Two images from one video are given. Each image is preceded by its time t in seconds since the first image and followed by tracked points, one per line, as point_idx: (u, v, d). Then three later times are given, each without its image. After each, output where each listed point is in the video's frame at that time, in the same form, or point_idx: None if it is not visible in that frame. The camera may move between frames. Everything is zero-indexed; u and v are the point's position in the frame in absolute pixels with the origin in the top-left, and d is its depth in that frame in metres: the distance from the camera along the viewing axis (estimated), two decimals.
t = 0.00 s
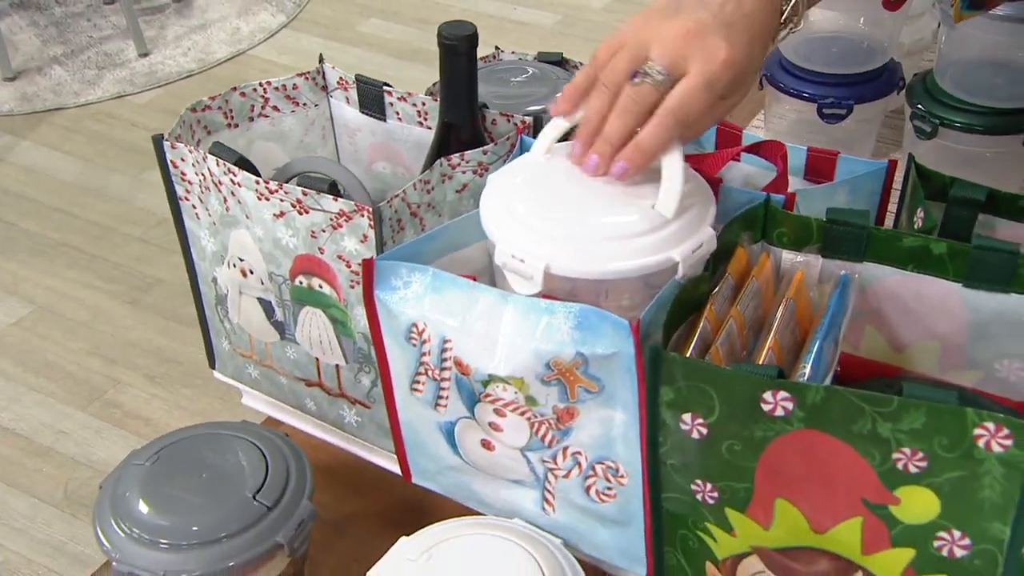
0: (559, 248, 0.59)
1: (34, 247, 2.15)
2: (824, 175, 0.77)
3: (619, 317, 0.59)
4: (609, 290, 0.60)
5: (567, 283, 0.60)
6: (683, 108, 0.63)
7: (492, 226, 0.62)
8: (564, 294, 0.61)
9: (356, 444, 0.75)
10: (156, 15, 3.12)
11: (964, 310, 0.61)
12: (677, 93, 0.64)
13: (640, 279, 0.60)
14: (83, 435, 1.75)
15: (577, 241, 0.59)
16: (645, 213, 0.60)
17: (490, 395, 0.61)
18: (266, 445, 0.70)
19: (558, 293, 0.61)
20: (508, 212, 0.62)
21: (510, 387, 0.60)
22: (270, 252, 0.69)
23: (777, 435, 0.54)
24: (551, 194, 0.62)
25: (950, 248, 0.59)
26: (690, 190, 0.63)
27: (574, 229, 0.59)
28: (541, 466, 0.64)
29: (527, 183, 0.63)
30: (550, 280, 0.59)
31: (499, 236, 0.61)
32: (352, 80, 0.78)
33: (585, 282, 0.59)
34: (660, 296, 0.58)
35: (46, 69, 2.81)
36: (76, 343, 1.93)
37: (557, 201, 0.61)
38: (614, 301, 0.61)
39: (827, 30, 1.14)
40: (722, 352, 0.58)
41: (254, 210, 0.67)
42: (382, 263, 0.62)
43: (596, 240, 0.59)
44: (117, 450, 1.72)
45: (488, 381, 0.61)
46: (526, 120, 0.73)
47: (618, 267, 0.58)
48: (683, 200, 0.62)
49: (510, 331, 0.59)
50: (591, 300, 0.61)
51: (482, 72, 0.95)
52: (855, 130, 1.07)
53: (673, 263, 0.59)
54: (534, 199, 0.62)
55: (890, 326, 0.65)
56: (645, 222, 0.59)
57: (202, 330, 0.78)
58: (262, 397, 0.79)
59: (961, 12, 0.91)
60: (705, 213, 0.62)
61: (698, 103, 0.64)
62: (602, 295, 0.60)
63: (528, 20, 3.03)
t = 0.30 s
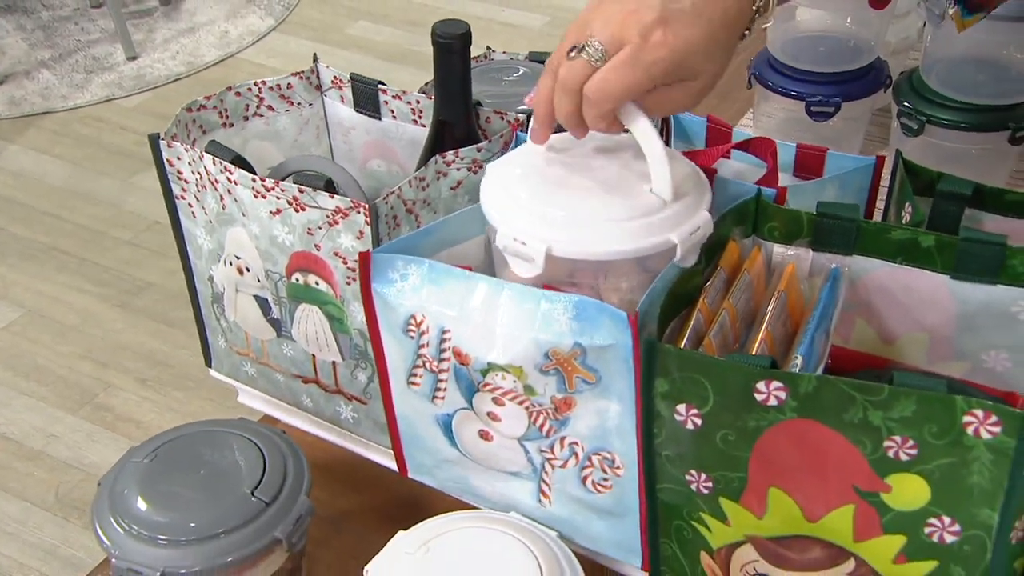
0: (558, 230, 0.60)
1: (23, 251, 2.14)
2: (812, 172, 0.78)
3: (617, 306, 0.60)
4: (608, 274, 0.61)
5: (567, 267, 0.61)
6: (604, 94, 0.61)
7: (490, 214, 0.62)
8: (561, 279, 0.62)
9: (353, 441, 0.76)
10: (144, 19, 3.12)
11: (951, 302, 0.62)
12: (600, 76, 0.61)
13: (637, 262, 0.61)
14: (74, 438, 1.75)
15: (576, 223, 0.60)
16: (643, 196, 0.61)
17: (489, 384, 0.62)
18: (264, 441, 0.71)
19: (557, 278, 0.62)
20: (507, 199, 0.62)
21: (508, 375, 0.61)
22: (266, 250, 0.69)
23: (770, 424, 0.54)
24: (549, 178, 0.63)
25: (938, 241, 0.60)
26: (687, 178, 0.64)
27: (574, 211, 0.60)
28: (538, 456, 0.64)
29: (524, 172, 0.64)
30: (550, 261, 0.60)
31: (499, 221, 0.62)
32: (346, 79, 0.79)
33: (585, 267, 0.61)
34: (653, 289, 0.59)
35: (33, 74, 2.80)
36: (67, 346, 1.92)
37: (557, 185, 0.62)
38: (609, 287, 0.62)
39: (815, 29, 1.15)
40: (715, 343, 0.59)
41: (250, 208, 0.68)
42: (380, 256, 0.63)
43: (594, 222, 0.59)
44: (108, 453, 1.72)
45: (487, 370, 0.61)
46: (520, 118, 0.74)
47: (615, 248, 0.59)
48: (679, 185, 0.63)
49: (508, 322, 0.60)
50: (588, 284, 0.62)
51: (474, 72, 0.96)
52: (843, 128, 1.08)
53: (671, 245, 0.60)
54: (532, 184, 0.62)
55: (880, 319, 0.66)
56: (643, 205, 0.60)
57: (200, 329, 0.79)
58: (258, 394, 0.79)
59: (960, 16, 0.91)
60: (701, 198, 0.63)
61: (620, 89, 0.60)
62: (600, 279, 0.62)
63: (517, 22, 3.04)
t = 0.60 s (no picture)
0: (562, 141, 0.58)
1: (21, 253, 2.14)
2: (809, 168, 0.78)
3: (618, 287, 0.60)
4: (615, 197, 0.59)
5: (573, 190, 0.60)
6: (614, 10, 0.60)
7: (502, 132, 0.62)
8: (569, 202, 0.61)
9: (350, 437, 0.76)
10: (142, 20, 3.12)
11: (948, 296, 0.62)
12: None
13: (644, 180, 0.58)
14: (72, 439, 1.75)
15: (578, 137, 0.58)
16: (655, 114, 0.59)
17: (489, 376, 0.63)
18: (263, 437, 0.71)
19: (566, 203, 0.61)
20: (525, 116, 0.61)
21: (509, 367, 0.61)
22: (265, 247, 0.70)
23: (768, 417, 0.55)
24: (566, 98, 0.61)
25: (934, 235, 0.61)
26: (712, 107, 0.61)
27: (580, 125, 0.58)
28: (538, 449, 0.64)
29: (551, 94, 0.63)
30: (553, 175, 0.59)
31: (508, 134, 0.61)
32: (345, 76, 0.79)
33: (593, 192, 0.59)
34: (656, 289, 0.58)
35: (31, 75, 2.80)
36: (65, 347, 1.92)
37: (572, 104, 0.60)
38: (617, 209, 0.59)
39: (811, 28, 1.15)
40: (713, 337, 0.59)
41: (249, 205, 0.68)
42: (380, 249, 0.63)
43: (595, 135, 0.57)
44: (106, 453, 1.72)
45: (487, 363, 0.62)
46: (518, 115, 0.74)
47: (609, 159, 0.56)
48: (696, 109, 0.60)
49: (509, 315, 0.60)
50: (595, 209, 0.60)
51: (472, 70, 0.96)
52: (839, 126, 1.08)
53: (675, 163, 0.57)
54: (548, 103, 0.61)
55: (878, 313, 0.66)
56: (651, 122, 0.58)
57: (198, 326, 0.79)
58: (258, 390, 0.79)
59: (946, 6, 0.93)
60: (720, 125, 0.60)
61: (625, 4, 0.60)
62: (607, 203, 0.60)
63: (514, 23, 3.04)
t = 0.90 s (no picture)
0: (600, 48, 0.57)
1: (20, 255, 2.15)
2: (807, 170, 0.78)
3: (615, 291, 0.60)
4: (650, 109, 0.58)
5: (607, 101, 0.59)
6: None
7: (539, 42, 0.62)
8: (604, 112, 0.60)
9: (349, 439, 0.76)
10: (142, 23, 3.12)
11: (945, 298, 0.62)
12: None
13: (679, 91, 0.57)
14: (71, 442, 1.75)
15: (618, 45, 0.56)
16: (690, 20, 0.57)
17: (488, 378, 0.63)
18: (262, 439, 0.71)
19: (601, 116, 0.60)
20: (563, 21, 0.60)
21: (508, 369, 0.62)
22: (264, 249, 0.70)
23: (766, 419, 0.55)
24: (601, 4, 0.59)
25: (931, 237, 0.61)
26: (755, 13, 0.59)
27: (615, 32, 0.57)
28: (536, 451, 0.65)
29: None
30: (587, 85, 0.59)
31: (543, 44, 0.61)
32: (344, 79, 0.79)
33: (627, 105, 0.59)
34: (650, 283, 0.59)
35: (31, 78, 2.81)
36: (65, 350, 1.92)
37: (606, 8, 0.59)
38: (652, 117, 0.58)
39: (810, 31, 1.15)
40: (710, 339, 0.60)
41: (248, 207, 0.68)
42: (379, 252, 0.63)
43: (633, 41, 0.56)
44: (105, 456, 1.72)
45: (486, 365, 0.62)
46: (516, 118, 0.74)
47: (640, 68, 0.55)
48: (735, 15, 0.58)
49: (507, 317, 0.60)
50: (630, 121, 0.59)
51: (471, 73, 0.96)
52: (838, 128, 1.09)
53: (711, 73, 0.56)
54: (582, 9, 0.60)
55: (874, 316, 0.66)
56: (686, 27, 0.56)
57: (197, 329, 0.79)
58: (257, 393, 0.80)
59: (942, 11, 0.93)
60: (761, 34, 0.58)
61: None
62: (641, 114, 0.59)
63: (514, 26, 3.04)
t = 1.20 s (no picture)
0: None
1: (19, 262, 2.15)
2: (802, 180, 0.79)
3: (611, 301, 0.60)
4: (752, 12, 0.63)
5: None
6: None
7: None
8: (704, 24, 0.64)
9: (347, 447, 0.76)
10: (140, 30, 3.13)
11: (939, 308, 0.62)
12: None
13: None
14: (69, 449, 1.75)
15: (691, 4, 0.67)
16: None
17: (484, 388, 0.63)
18: (260, 447, 0.71)
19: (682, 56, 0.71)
20: None
21: (504, 379, 0.62)
22: (262, 259, 0.70)
23: (761, 429, 0.55)
24: None
25: (925, 248, 0.61)
26: None
27: None
28: (533, 460, 0.65)
29: None
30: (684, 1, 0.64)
31: None
32: (342, 90, 0.79)
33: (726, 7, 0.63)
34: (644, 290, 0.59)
35: (30, 86, 2.81)
36: (64, 357, 1.92)
37: None
38: (755, 21, 0.63)
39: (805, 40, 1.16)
40: (705, 350, 0.60)
41: (247, 218, 0.69)
42: (376, 262, 0.64)
43: None
44: (104, 463, 1.72)
45: (482, 375, 0.63)
46: (513, 128, 0.75)
47: None
48: None
49: (504, 327, 0.61)
50: (730, 29, 0.64)
51: (468, 83, 0.96)
52: (833, 138, 1.09)
53: None
54: None
55: (868, 325, 0.66)
56: None
57: (195, 338, 0.80)
58: (256, 402, 0.80)
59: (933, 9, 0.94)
60: None
61: None
62: (743, 19, 0.63)
63: (511, 33, 3.05)
